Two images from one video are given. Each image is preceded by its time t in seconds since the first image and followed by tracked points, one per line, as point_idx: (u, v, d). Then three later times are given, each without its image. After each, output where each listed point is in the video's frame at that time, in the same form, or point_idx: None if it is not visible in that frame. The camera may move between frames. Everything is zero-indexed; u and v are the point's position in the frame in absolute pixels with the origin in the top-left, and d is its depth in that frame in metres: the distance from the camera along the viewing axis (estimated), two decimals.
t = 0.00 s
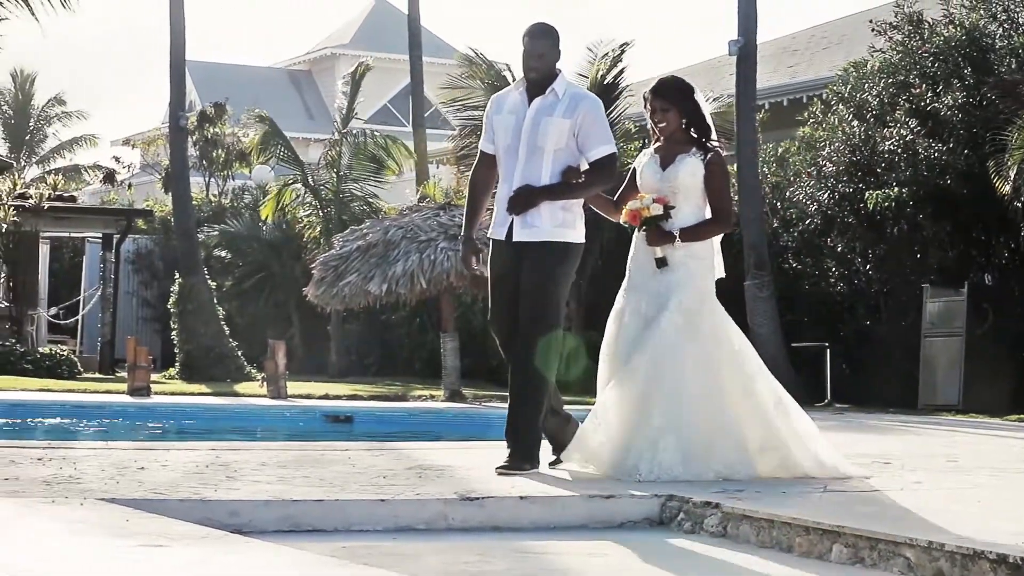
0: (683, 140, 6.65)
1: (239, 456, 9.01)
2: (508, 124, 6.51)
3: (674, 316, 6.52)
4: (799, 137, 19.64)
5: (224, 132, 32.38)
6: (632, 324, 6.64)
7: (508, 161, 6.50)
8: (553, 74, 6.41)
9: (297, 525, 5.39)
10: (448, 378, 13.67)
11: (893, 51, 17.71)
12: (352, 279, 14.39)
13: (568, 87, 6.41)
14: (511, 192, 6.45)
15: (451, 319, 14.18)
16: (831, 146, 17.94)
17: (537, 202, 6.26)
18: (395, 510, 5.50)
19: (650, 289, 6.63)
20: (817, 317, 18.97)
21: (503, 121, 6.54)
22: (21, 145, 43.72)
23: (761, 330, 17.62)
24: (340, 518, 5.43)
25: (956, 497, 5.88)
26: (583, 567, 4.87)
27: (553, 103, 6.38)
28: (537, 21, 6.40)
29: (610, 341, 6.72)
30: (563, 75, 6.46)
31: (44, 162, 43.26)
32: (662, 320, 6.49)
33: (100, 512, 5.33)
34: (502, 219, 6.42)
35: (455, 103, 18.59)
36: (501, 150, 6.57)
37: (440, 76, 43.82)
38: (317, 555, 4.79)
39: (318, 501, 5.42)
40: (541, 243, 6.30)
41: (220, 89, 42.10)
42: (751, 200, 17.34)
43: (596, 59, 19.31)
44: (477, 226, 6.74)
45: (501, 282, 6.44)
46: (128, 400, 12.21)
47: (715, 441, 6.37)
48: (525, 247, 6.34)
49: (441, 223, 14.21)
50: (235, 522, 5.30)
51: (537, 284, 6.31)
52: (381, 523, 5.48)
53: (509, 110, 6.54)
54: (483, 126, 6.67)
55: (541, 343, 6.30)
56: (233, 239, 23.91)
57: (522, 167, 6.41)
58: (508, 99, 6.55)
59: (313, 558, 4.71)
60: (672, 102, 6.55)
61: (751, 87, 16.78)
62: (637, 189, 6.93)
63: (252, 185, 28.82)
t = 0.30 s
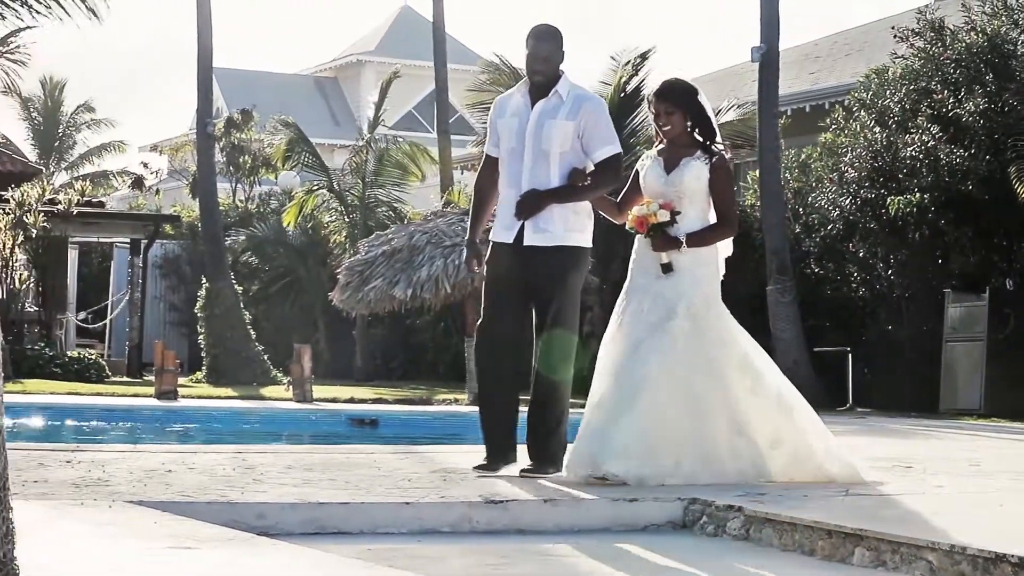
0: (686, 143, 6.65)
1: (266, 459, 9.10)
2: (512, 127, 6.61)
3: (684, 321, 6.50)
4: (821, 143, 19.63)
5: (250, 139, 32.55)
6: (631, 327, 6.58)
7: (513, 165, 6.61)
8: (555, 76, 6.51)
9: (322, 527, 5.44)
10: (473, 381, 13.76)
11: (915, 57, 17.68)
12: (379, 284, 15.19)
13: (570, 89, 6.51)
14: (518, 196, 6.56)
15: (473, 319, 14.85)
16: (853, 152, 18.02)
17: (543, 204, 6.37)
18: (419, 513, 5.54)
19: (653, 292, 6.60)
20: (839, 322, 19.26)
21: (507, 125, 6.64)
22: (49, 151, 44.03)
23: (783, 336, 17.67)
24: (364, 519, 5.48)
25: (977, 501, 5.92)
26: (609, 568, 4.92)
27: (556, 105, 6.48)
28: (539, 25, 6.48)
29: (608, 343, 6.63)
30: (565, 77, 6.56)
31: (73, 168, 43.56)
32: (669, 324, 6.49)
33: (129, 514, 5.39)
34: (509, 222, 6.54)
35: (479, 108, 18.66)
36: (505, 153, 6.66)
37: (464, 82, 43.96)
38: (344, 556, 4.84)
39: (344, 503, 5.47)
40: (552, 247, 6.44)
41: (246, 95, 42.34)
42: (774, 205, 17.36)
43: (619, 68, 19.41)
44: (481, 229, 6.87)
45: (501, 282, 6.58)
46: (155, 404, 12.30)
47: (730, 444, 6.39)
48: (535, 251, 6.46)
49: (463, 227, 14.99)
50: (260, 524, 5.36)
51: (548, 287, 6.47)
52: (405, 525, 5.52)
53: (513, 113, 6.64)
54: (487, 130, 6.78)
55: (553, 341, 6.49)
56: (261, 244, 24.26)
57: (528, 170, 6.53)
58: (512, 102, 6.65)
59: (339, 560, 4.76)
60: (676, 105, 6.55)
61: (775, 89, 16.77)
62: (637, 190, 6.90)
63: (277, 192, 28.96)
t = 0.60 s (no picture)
0: (670, 141, 6.56)
1: (282, 459, 9.17)
2: (497, 130, 6.44)
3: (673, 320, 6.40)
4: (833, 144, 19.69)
5: (266, 141, 32.74)
6: (616, 325, 6.44)
7: (498, 168, 6.44)
8: (540, 78, 6.36)
9: (338, 527, 5.50)
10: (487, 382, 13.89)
11: (928, 59, 17.76)
12: (394, 285, 15.73)
13: (556, 90, 6.36)
14: (505, 199, 6.39)
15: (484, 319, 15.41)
16: (865, 153, 18.07)
17: (533, 207, 6.23)
18: (433, 512, 5.59)
19: (638, 289, 6.47)
20: (852, 323, 19.34)
21: (491, 128, 6.47)
22: (66, 153, 44.30)
23: (796, 337, 17.73)
24: (380, 519, 5.53)
25: (988, 501, 5.96)
26: (621, 568, 4.96)
27: (542, 106, 6.33)
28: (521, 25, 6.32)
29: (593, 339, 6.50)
30: (549, 78, 6.41)
31: (90, 171, 43.83)
32: (659, 324, 6.38)
33: (146, 513, 5.44)
34: (494, 226, 6.36)
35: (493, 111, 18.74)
36: (490, 156, 6.49)
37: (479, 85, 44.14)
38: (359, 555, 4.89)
39: (360, 503, 5.52)
40: (543, 249, 6.28)
41: (262, 98, 42.56)
42: (786, 207, 17.43)
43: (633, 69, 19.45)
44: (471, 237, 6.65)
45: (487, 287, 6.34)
46: (172, 404, 12.39)
47: (719, 447, 6.33)
48: (525, 255, 6.29)
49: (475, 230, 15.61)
50: (277, 524, 5.42)
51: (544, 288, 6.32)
52: (420, 525, 5.57)
53: (497, 116, 6.47)
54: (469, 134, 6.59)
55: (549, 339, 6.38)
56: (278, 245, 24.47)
57: (516, 173, 6.37)
58: (495, 104, 6.48)
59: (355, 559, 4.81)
60: (664, 104, 6.47)
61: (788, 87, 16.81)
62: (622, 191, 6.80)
63: (293, 193, 29.12)
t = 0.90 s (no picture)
0: (654, 138, 6.53)
1: (295, 459, 9.22)
2: (475, 122, 6.40)
3: (664, 320, 6.38)
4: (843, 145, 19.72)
5: (279, 143, 32.84)
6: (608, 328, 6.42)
7: (476, 161, 6.40)
8: (520, 71, 6.36)
9: (350, 526, 5.54)
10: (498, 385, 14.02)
11: (937, 60, 17.85)
12: (406, 286, 16.02)
13: (536, 84, 6.37)
14: (484, 192, 6.35)
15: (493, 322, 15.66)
16: (876, 154, 18.08)
17: (517, 201, 6.19)
18: (445, 512, 5.64)
19: (627, 288, 6.46)
20: (862, 322, 19.36)
21: (469, 121, 6.42)
22: (81, 155, 44.51)
23: (806, 337, 17.78)
24: (392, 518, 5.57)
25: (997, 501, 6.00)
26: (634, 567, 5.00)
27: (524, 99, 6.33)
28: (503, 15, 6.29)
29: (583, 342, 6.49)
30: (527, 73, 6.42)
31: (104, 171, 43.95)
32: (649, 323, 6.36)
33: (160, 514, 5.48)
34: (474, 220, 6.32)
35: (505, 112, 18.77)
36: (469, 149, 6.44)
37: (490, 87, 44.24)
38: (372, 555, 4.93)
39: (372, 503, 5.57)
40: (521, 243, 6.25)
41: (274, 99, 42.68)
42: (796, 207, 17.46)
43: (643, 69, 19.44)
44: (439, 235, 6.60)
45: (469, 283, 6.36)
46: (186, 404, 12.45)
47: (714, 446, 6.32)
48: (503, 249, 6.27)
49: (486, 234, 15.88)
50: (290, 523, 5.46)
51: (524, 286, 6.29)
52: (432, 524, 5.61)
53: (474, 108, 6.43)
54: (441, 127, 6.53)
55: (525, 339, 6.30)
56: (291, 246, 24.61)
57: (496, 165, 6.33)
58: (472, 97, 6.44)
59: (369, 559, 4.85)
60: (649, 101, 6.42)
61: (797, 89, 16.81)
62: (603, 184, 6.67)
63: (307, 194, 29.21)
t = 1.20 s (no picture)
0: (654, 137, 6.44)
1: (313, 459, 9.26)
2: (470, 117, 6.19)
3: (663, 320, 6.31)
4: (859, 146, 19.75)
5: (297, 143, 32.95)
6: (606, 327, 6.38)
7: (471, 157, 6.19)
8: (517, 67, 6.18)
9: (368, 524, 5.57)
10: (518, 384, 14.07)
11: (953, 60, 17.92)
12: (423, 286, 16.27)
13: (533, 79, 6.19)
14: (479, 190, 6.14)
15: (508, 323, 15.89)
16: (892, 154, 18.08)
17: (512, 198, 5.98)
18: (463, 511, 5.66)
19: (626, 288, 6.40)
20: (877, 322, 19.37)
21: (464, 115, 6.21)
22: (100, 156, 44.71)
23: (822, 336, 17.81)
24: (411, 517, 5.60)
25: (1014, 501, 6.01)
26: (652, 566, 5.02)
27: (521, 94, 6.14)
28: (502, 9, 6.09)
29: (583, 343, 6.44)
30: (524, 68, 6.23)
31: (123, 172, 44.14)
32: (645, 321, 6.30)
33: (180, 513, 5.49)
34: (468, 217, 6.12)
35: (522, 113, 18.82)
36: (465, 147, 6.23)
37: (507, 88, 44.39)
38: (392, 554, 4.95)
39: (390, 502, 5.59)
40: (517, 240, 6.05)
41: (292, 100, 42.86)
42: (812, 206, 17.46)
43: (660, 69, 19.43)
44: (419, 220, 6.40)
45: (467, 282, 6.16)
46: (205, 403, 12.49)
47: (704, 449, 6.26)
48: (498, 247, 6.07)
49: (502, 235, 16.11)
50: (309, 522, 5.48)
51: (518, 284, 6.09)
52: (449, 523, 5.63)
53: (470, 103, 6.22)
54: (432, 120, 6.29)
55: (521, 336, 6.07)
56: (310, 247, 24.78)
57: (492, 161, 6.13)
58: (467, 92, 6.23)
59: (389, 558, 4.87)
60: (649, 102, 6.33)
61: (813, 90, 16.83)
62: (600, 184, 6.59)
63: (324, 195, 29.32)
